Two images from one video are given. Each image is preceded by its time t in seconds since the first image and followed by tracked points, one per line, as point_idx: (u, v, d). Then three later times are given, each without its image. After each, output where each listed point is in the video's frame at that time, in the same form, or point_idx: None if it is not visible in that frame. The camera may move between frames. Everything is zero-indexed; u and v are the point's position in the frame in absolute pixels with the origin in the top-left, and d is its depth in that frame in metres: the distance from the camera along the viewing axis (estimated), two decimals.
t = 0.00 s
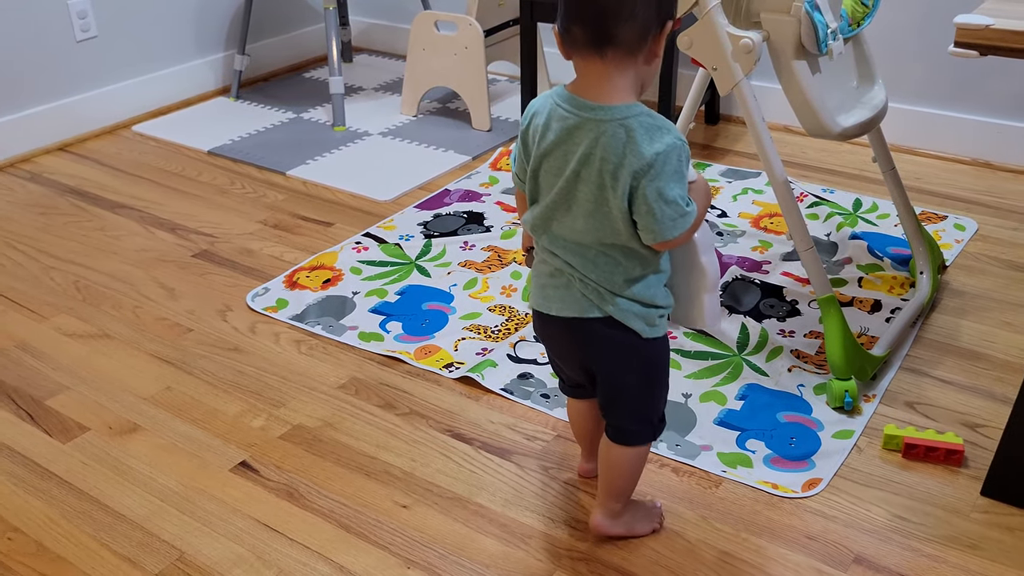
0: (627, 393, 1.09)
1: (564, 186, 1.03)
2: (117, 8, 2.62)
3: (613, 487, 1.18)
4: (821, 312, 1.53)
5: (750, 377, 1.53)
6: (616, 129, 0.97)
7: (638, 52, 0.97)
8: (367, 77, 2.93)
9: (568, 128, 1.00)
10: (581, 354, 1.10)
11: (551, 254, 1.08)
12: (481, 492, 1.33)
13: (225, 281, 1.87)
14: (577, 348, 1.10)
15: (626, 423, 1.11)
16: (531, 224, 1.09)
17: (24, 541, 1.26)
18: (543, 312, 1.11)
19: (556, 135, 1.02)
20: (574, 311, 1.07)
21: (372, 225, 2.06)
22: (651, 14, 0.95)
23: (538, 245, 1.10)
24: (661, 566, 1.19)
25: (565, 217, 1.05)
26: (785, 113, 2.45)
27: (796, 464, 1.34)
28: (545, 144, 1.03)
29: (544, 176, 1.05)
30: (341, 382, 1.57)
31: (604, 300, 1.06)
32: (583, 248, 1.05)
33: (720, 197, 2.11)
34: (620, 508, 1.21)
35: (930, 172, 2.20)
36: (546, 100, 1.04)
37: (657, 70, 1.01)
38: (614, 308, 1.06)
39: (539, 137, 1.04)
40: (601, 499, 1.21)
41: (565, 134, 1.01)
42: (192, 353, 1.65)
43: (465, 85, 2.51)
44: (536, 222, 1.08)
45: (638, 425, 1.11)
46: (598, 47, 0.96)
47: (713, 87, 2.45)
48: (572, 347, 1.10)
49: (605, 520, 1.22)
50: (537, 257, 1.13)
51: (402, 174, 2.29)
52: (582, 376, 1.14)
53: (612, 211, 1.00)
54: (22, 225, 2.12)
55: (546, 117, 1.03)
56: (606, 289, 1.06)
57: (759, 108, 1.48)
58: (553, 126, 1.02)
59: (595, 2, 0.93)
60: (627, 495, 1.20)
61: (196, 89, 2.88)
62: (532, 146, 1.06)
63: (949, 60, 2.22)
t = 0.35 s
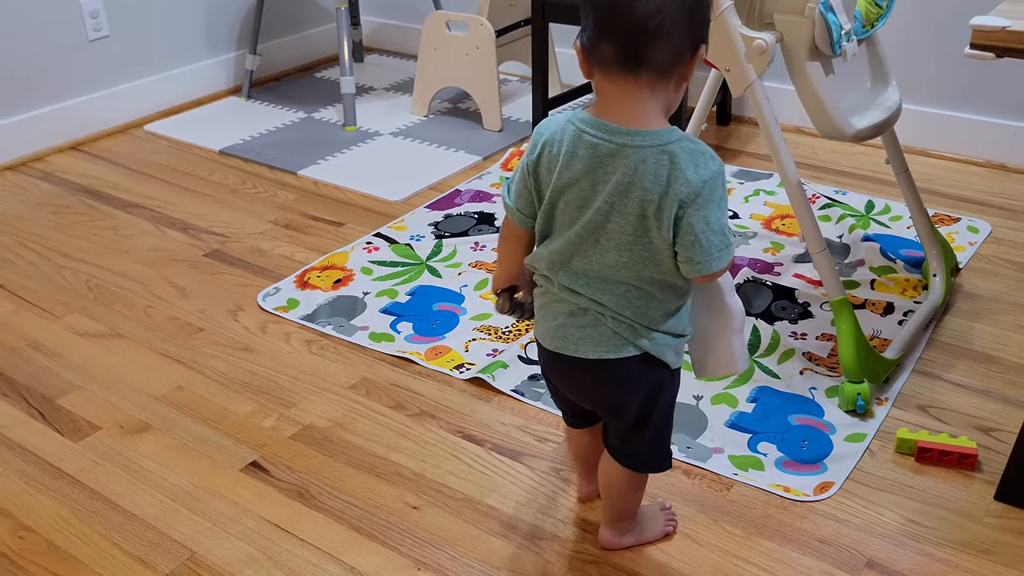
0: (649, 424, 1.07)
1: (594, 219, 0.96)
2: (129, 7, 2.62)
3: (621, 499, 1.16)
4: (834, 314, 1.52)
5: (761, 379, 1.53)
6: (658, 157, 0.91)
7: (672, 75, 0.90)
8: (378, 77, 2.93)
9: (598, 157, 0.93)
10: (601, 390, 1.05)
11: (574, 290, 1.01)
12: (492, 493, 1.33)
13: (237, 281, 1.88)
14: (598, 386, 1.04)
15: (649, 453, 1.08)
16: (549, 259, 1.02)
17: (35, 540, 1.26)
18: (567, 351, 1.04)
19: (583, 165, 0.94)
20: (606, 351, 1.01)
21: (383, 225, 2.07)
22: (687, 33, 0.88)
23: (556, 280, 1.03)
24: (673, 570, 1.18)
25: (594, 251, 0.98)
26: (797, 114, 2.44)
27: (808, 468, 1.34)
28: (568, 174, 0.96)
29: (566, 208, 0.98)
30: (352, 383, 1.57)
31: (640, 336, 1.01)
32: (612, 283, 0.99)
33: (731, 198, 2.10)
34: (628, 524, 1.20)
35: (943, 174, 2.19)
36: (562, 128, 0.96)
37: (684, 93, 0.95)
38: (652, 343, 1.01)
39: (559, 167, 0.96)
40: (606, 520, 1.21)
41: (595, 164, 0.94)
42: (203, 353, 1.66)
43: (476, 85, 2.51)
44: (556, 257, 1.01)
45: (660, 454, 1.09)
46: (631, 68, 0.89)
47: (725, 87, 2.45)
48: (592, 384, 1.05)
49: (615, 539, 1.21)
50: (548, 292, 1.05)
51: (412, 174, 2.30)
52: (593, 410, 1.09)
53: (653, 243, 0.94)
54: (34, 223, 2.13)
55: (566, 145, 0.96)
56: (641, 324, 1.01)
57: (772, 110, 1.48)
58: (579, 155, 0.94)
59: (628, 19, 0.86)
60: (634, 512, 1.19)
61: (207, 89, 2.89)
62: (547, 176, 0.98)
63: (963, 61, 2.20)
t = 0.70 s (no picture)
0: (650, 423, 1.06)
1: (589, 220, 0.94)
2: (138, 4, 2.62)
3: (628, 496, 1.15)
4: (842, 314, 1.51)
5: (770, 378, 1.52)
6: (650, 152, 0.91)
7: (647, 70, 0.90)
8: (385, 74, 2.93)
9: (589, 156, 0.92)
10: (602, 397, 1.02)
11: (568, 295, 0.99)
12: (498, 491, 1.33)
13: (244, 277, 1.88)
14: (598, 393, 1.02)
15: (648, 450, 1.08)
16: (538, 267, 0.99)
17: (42, 535, 1.26)
18: (568, 357, 1.01)
19: (574, 166, 0.93)
20: (612, 349, 1.00)
21: (390, 223, 2.06)
22: (662, 29, 0.88)
23: (545, 287, 1.00)
24: (680, 569, 1.18)
25: (589, 252, 0.96)
26: (805, 112, 2.43)
27: (816, 468, 1.33)
28: (557, 177, 0.93)
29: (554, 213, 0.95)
30: (359, 380, 1.57)
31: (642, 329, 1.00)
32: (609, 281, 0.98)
33: (740, 197, 2.09)
34: (635, 522, 1.20)
35: (953, 174, 2.18)
36: (540, 132, 0.94)
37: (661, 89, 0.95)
38: (652, 335, 1.01)
39: (545, 172, 0.94)
40: (612, 519, 1.20)
41: (586, 163, 0.92)
42: (211, 349, 1.66)
43: (484, 83, 2.50)
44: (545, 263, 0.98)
45: (659, 449, 1.09)
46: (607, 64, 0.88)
47: (733, 86, 2.44)
48: (592, 391, 1.02)
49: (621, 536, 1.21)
50: (534, 301, 1.02)
51: (420, 171, 2.30)
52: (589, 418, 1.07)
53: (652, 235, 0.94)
54: (42, 219, 2.13)
55: (550, 149, 0.93)
56: (640, 317, 1.00)
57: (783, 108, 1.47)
58: (568, 157, 0.92)
59: (603, 15, 0.86)
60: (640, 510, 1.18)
61: (215, 85, 2.89)
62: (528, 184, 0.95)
63: (974, 61, 2.19)
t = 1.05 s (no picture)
0: (629, 419, 1.05)
1: (551, 209, 0.95)
2: None
3: (624, 491, 1.14)
4: (844, 314, 1.51)
5: (771, 378, 1.52)
6: (610, 146, 0.91)
7: (616, 65, 0.91)
8: (388, 71, 2.93)
9: (552, 146, 0.93)
10: (576, 389, 1.03)
11: (533, 284, 1.00)
12: (499, 489, 1.33)
13: (246, 274, 1.88)
14: (570, 383, 1.03)
15: (628, 447, 1.07)
16: (506, 253, 1.01)
17: (43, 531, 1.26)
18: (534, 346, 1.02)
19: (538, 154, 0.94)
20: (574, 341, 1.00)
21: (392, 220, 2.06)
22: (631, 23, 0.89)
23: (514, 276, 1.02)
24: (679, 568, 1.18)
25: (552, 242, 0.97)
26: (809, 112, 2.42)
27: (818, 468, 1.33)
28: (522, 165, 0.95)
29: (520, 201, 0.97)
30: (360, 377, 1.57)
31: (609, 325, 1.00)
32: (572, 273, 0.98)
33: (743, 196, 2.09)
34: (637, 518, 1.20)
35: (956, 175, 2.18)
36: (512, 120, 0.96)
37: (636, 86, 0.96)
38: (619, 332, 1.01)
39: (513, 159, 0.96)
40: (613, 514, 1.19)
41: (549, 153, 0.93)
42: (212, 346, 1.65)
43: (487, 80, 2.50)
44: (513, 251, 1.00)
45: (639, 446, 1.07)
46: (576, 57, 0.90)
47: (737, 85, 2.44)
48: (565, 383, 1.03)
49: (623, 532, 1.20)
50: (508, 289, 1.04)
51: (422, 169, 2.29)
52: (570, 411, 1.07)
53: (610, 230, 0.94)
54: (44, 214, 2.13)
55: (519, 136, 0.96)
56: (605, 312, 1.00)
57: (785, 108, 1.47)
58: (534, 146, 0.94)
59: (570, 10, 0.88)
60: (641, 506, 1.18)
61: (217, 82, 2.89)
62: (499, 171, 0.97)
63: (978, 62, 2.19)
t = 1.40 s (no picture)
0: (613, 416, 1.04)
1: (536, 198, 0.96)
2: None
3: (626, 488, 1.13)
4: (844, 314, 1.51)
5: (772, 378, 1.52)
6: (588, 137, 0.91)
7: (615, 62, 0.91)
8: (389, 69, 2.92)
9: (537, 136, 0.94)
10: (562, 383, 1.03)
11: (518, 274, 1.01)
12: (498, 488, 1.32)
13: (246, 271, 1.87)
14: (555, 376, 1.03)
15: (613, 444, 1.06)
16: (496, 242, 1.02)
17: (42, 527, 1.26)
18: (519, 335, 1.03)
19: (524, 143, 0.95)
20: (555, 332, 1.00)
21: (393, 218, 2.06)
22: (632, 20, 0.89)
23: (503, 265, 1.03)
24: (679, 567, 1.18)
25: (536, 232, 0.98)
26: (811, 112, 2.42)
27: (819, 468, 1.33)
28: (510, 154, 0.97)
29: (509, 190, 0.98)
30: (361, 375, 1.57)
31: (591, 318, 1.00)
32: (555, 264, 0.98)
33: (744, 196, 2.09)
34: (645, 515, 1.19)
35: (958, 175, 2.17)
36: (509, 111, 0.98)
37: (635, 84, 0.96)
38: (601, 326, 1.00)
39: (505, 148, 0.97)
40: (620, 512, 1.19)
41: (534, 142, 0.94)
42: (212, 343, 1.65)
43: (488, 79, 2.50)
44: (502, 240, 1.01)
45: (625, 444, 1.07)
46: (576, 52, 0.90)
47: (739, 84, 2.43)
48: (551, 375, 1.03)
49: (631, 530, 1.20)
50: (501, 280, 1.05)
51: (423, 167, 2.29)
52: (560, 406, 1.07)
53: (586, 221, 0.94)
54: (44, 211, 2.13)
55: (512, 126, 0.97)
56: (589, 306, 0.99)
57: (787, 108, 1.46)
58: (521, 135, 0.95)
59: (573, 5, 0.88)
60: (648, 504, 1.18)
61: (219, 79, 2.89)
62: (494, 160, 0.99)
63: (980, 62, 2.19)
